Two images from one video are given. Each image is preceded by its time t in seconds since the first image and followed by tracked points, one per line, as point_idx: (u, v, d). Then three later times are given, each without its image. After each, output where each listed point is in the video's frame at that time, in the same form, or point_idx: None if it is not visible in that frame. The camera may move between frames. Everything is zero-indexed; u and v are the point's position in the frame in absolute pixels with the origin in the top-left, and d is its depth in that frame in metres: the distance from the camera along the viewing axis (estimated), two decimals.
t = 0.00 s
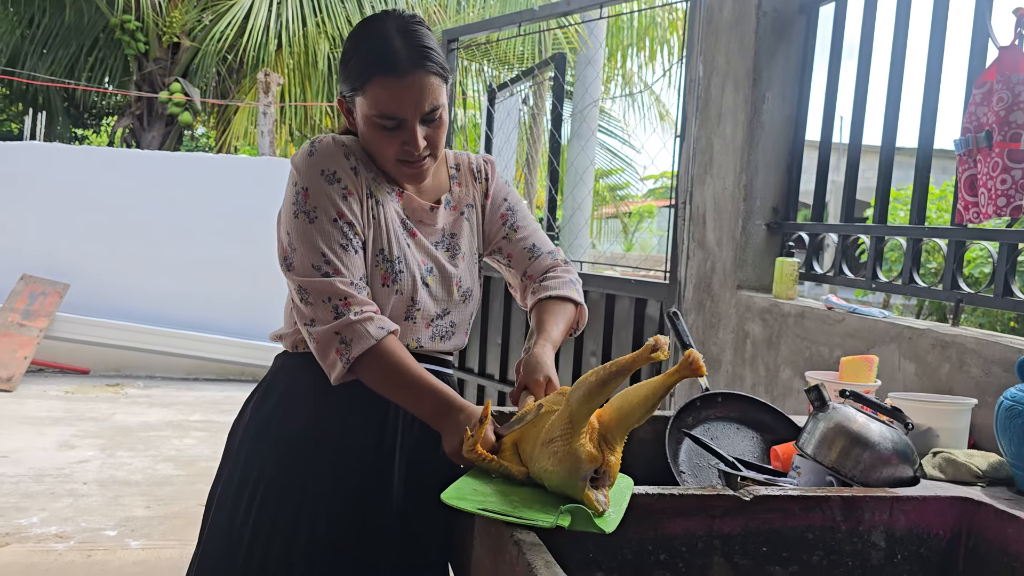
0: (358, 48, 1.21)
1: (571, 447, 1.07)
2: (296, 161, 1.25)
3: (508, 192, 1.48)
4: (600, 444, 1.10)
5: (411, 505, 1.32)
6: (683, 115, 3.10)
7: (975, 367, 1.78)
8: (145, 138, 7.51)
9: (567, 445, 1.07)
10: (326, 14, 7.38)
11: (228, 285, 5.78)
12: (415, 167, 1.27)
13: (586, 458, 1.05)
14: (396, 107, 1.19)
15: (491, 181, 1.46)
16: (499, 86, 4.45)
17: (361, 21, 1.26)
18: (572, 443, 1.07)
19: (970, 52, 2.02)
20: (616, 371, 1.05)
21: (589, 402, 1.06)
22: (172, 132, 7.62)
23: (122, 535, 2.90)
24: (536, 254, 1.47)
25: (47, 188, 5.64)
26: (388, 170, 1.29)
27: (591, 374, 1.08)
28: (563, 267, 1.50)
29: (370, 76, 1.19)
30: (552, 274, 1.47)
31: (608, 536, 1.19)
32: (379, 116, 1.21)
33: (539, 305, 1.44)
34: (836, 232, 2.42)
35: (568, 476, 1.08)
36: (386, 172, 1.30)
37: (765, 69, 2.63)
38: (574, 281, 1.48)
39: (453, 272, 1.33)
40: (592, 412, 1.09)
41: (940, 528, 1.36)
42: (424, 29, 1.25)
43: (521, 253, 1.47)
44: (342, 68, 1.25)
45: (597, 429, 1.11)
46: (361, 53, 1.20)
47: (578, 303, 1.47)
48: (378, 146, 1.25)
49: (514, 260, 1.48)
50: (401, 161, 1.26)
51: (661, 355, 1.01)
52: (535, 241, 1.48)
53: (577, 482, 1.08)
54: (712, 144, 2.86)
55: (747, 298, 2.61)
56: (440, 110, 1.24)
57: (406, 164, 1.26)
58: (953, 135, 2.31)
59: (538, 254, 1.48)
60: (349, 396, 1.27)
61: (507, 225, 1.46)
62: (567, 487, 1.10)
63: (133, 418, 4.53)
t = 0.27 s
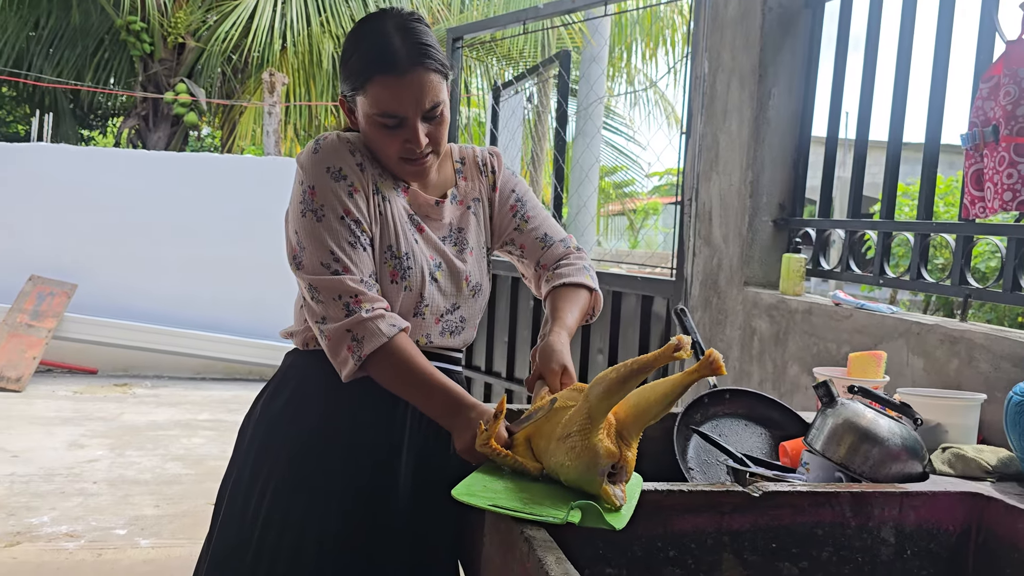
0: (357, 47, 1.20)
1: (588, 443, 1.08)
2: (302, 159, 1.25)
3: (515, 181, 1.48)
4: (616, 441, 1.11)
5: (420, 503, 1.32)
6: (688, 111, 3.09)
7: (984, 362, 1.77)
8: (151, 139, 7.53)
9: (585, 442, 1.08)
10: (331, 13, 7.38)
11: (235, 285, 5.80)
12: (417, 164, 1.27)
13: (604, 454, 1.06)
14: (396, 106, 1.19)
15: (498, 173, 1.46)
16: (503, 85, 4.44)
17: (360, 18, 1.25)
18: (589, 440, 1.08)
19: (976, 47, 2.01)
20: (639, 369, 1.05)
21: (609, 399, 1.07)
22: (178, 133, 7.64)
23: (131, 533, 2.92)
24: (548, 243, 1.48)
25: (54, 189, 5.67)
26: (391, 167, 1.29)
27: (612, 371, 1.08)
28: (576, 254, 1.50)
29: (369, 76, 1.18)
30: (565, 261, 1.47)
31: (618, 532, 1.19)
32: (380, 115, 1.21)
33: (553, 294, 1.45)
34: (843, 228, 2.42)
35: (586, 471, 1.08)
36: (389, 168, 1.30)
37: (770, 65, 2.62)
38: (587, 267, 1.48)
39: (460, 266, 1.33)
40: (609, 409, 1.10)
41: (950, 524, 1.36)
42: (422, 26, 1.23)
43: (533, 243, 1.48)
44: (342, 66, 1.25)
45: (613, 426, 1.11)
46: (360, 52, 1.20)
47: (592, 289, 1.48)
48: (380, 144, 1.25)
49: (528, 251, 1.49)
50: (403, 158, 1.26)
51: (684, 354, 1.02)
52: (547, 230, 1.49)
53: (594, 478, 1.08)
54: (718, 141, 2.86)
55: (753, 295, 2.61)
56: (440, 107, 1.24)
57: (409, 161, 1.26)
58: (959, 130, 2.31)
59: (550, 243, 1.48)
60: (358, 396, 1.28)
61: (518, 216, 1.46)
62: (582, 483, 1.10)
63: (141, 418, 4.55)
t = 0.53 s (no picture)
0: (357, 50, 1.21)
1: (593, 439, 1.08)
2: (302, 163, 1.25)
3: (510, 183, 1.49)
4: (621, 437, 1.11)
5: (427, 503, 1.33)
6: (691, 111, 3.09)
7: (989, 359, 1.77)
8: (155, 143, 7.56)
9: (589, 438, 1.08)
10: (333, 16, 7.39)
11: (240, 287, 5.81)
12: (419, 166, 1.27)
13: (610, 450, 1.06)
14: (398, 107, 1.19)
15: (494, 173, 1.46)
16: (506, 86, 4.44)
17: (359, 20, 1.26)
18: (594, 436, 1.08)
19: (980, 42, 2.01)
20: (641, 362, 1.06)
21: (612, 394, 1.08)
22: (182, 136, 7.66)
23: (138, 536, 2.93)
24: (541, 245, 1.48)
25: (59, 193, 5.69)
26: (392, 169, 1.29)
27: (614, 366, 1.08)
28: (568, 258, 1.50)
29: (371, 78, 1.18)
30: (557, 264, 1.47)
31: (622, 532, 1.19)
32: (381, 117, 1.21)
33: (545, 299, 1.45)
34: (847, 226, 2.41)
35: (592, 467, 1.08)
36: (390, 171, 1.30)
37: (774, 62, 2.61)
38: (579, 271, 1.48)
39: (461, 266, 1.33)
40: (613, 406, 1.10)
41: (956, 521, 1.35)
42: (422, 28, 1.24)
43: (526, 245, 1.48)
44: (342, 70, 1.25)
45: (617, 422, 1.11)
46: (360, 54, 1.20)
47: (584, 293, 1.47)
48: (381, 146, 1.25)
49: (520, 252, 1.49)
50: (405, 161, 1.26)
51: (686, 346, 1.02)
52: (540, 232, 1.49)
53: (600, 474, 1.08)
54: (721, 139, 2.85)
55: (757, 293, 2.60)
56: (441, 108, 1.24)
57: (410, 163, 1.27)
58: (963, 126, 2.30)
59: (542, 246, 1.48)
60: (356, 399, 1.28)
61: (512, 217, 1.47)
62: (589, 480, 1.10)
63: (147, 421, 4.56)
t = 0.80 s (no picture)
0: (345, 55, 1.20)
1: (596, 442, 1.07)
2: (297, 167, 1.25)
3: (507, 187, 1.48)
4: (623, 439, 1.10)
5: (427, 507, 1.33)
6: (692, 111, 3.08)
7: (991, 358, 1.76)
8: (157, 148, 7.57)
9: (592, 441, 1.08)
10: (333, 19, 7.39)
11: (242, 292, 5.82)
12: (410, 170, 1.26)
13: (613, 452, 1.06)
14: (386, 112, 1.19)
15: (492, 176, 1.46)
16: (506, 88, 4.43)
17: (347, 26, 1.25)
18: (596, 439, 1.07)
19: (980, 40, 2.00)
20: (644, 365, 1.05)
21: (615, 397, 1.07)
22: (183, 141, 7.68)
23: (141, 542, 2.93)
24: (537, 253, 1.47)
25: (61, 200, 5.70)
26: (384, 174, 1.29)
27: (617, 369, 1.08)
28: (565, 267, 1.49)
29: (359, 83, 1.18)
30: (553, 274, 1.47)
31: (623, 535, 1.19)
32: (370, 122, 1.21)
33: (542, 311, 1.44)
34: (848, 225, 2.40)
35: (595, 469, 1.08)
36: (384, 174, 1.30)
37: (773, 62, 2.61)
38: (576, 281, 1.47)
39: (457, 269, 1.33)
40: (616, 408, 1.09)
41: (958, 522, 1.35)
42: (409, 31, 1.23)
43: (522, 252, 1.48)
44: (331, 76, 1.25)
45: (619, 425, 1.11)
46: (348, 60, 1.19)
47: (580, 304, 1.47)
48: (372, 151, 1.25)
49: (516, 258, 1.48)
50: (396, 165, 1.26)
51: (691, 348, 1.01)
52: (537, 239, 1.48)
53: (603, 477, 1.08)
54: (721, 139, 2.85)
55: (759, 294, 2.60)
56: (431, 111, 1.24)
57: (402, 168, 1.26)
58: (963, 124, 2.29)
59: (539, 254, 1.48)
60: (359, 411, 1.27)
61: (508, 222, 1.46)
62: (591, 482, 1.10)
63: (150, 426, 4.56)
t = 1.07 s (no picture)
0: (336, 58, 1.21)
1: (599, 445, 1.07)
2: (298, 168, 1.26)
3: (509, 189, 1.48)
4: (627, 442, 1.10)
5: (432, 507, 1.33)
6: (693, 111, 3.08)
7: (996, 356, 1.76)
8: (160, 152, 7.61)
9: (595, 445, 1.07)
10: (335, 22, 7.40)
11: (246, 295, 5.83)
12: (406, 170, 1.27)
13: (616, 455, 1.05)
14: (377, 113, 1.19)
15: (493, 179, 1.46)
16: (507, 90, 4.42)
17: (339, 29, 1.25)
18: (600, 442, 1.07)
19: (981, 37, 2.00)
20: (648, 368, 1.05)
21: (618, 400, 1.07)
22: (187, 145, 7.71)
23: (148, 546, 2.94)
24: (542, 252, 1.47)
25: (65, 205, 5.72)
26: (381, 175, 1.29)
27: (621, 372, 1.08)
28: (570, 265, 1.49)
29: (349, 85, 1.18)
30: (559, 272, 1.47)
31: (627, 536, 1.19)
32: (362, 123, 1.21)
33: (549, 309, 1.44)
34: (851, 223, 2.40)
35: (599, 472, 1.08)
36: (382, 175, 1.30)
37: (774, 61, 2.61)
38: (582, 279, 1.47)
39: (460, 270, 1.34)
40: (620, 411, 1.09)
41: (964, 520, 1.34)
42: (400, 32, 1.23)
43: (527, 252, 1.47)
44: (324, 79, 1.26)
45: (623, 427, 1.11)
46: (339, 62, 1.20)
47: (587, 300, 1.47)
48: (367, 153, 1.25)
49: (521, 258, 1.48)
50: (391, 166, 1.26)
51: (695, 352, 1.01)
52: (541, 238, 1.48)
53: (607, 479, 1.08)
54: (723, 138, 2.85)
55: (762, 293, 2.59)
56: (424, 110, 1.23)
57: (397, 168, 1.26)
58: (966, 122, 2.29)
59: (544, 253, 1.47)
60: (364, 412, 1.28)
61: (511, 223, 1.46)
62: (595, 484, 1.10)
63: (156, 430, 4.58)
